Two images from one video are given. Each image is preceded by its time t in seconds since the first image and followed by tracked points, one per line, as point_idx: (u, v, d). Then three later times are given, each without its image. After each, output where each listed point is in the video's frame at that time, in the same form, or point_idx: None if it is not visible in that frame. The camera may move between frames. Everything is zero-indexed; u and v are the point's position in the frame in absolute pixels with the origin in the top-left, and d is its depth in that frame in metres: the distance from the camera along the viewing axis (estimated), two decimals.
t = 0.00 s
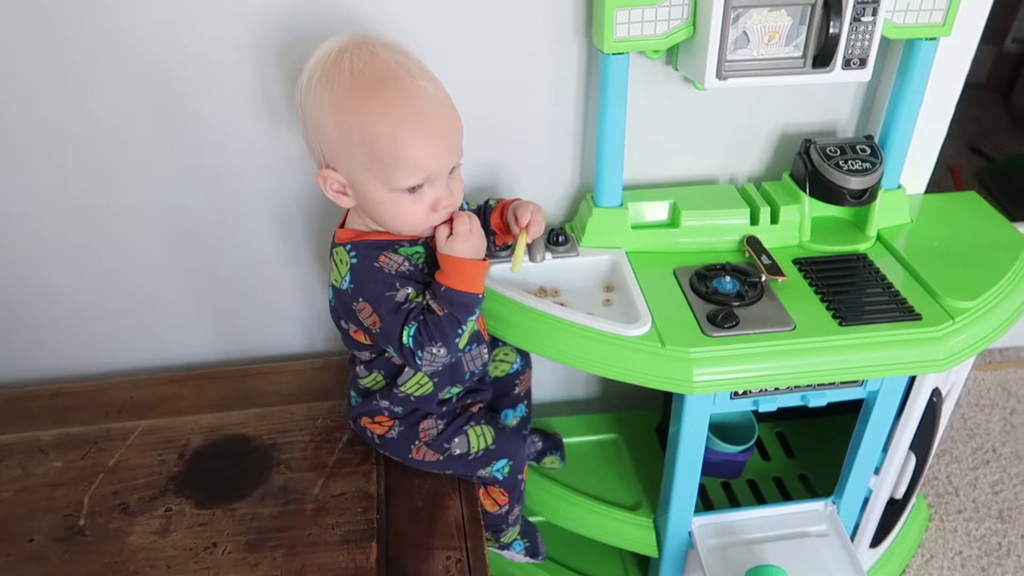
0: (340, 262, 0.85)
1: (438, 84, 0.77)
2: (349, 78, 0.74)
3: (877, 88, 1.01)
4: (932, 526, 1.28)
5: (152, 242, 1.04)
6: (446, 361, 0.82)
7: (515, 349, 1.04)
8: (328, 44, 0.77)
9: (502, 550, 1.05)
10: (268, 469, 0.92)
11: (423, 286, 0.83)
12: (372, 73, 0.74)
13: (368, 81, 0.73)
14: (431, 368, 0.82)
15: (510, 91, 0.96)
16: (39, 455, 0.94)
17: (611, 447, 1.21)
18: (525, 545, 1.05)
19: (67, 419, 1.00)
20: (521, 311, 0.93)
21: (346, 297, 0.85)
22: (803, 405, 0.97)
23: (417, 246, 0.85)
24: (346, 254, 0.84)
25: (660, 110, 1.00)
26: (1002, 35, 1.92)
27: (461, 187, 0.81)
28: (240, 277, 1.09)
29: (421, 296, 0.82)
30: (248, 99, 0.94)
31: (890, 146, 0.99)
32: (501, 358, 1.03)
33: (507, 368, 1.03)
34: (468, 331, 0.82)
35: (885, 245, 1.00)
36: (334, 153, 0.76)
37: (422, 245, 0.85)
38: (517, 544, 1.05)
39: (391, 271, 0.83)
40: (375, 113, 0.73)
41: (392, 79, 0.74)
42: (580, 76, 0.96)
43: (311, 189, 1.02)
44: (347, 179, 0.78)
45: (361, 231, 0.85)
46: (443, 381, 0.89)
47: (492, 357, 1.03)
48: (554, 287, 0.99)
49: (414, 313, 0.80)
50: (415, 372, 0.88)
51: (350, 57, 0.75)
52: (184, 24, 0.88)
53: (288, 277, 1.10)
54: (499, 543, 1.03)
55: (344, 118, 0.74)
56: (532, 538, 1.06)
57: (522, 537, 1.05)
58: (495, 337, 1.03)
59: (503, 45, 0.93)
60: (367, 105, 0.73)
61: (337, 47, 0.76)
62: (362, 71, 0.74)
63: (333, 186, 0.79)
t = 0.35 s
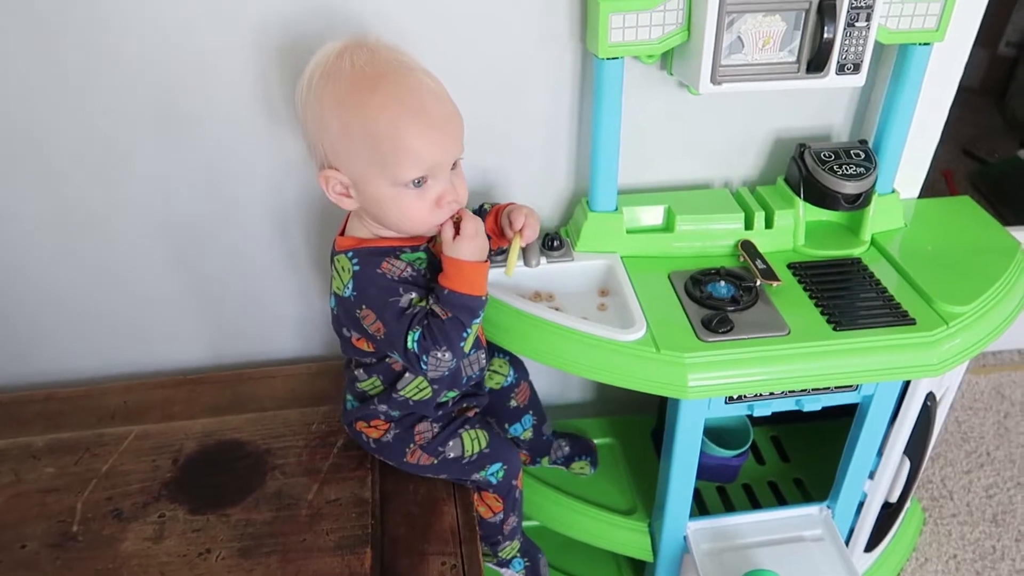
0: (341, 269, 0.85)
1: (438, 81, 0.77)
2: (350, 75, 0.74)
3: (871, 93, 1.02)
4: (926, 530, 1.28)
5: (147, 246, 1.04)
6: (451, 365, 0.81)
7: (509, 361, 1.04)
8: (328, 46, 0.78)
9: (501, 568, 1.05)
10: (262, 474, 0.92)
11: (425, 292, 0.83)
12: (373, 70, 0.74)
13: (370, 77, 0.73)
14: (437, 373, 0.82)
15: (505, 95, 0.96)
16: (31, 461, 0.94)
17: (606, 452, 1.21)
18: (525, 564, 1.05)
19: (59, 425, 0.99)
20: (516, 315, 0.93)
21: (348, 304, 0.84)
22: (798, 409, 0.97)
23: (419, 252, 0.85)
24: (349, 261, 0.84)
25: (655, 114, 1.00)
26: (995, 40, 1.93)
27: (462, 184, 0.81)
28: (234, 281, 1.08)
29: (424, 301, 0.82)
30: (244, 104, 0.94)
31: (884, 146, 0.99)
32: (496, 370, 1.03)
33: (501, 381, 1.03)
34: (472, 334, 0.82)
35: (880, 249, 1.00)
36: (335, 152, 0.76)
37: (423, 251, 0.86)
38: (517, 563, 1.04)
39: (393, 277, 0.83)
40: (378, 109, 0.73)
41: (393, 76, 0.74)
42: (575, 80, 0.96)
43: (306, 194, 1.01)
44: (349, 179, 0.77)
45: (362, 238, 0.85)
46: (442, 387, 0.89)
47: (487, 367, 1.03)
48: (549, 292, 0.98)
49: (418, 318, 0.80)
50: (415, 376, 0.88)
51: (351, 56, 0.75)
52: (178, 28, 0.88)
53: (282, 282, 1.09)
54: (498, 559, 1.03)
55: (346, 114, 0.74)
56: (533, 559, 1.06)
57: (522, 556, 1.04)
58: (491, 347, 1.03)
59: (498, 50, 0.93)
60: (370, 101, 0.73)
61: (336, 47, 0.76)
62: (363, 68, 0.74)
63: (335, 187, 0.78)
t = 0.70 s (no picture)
0: (339, 278, 0.84)
1: (442, 92, 0.77)
2: (355, 88, 0.74)
3: (864, 95, 1.02)
4: (921, 531, 1.28)
5: (141, 249, 1.03)
6: (448, 377, 0.82)
7: (507, 364, 1.04)
8: (330, 58, 0.77)
9: (495, 565, 1.05)
10: (256, 477, 0.92)
11: (425, 303, 0.83)
12: (378, 82, 0.74)
13: (375, 90, 0.73)
14: (432, 385, 0.82)
15: (499, 98, 0.96)
16: (25, 464, 0.94)
17: (601, 453, 1.21)
18: (518, 560, 1.05)
19: (53, 428, 0.99)
20: (510, 317, 0.93)
21: (345, 313, 0.85)
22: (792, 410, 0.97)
23: (417, 262, 0.85)
24: (347, 270, 0.84)
25: (649, 116, 1.00)
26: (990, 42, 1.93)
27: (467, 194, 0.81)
28: (228, 284, 1.08)
29: (423, 313, 0.82)
30: (239, 108, 0.94)
31: (877, 149, 0.99)
32: (493, 374, 1.03)
33: (498, 385, 1.03)
34: (470, 349, 0.82)
35: (873, 250, 1.01)
36: (342, 166, 0.76)
37: (422, 261, 0.86)
38: (510, 560, 1.04)
39: (393, 287, 0.83)
40: (385, 122, 0.73)
41: (398, 88, 0.74)
42: (568, 82, 0.96)
43: (300, 196, 1.01)
44: (355, 193, 0.77)
45: (360, 245, 0.84)
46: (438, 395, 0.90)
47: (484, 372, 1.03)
48: (543, 293, 0.99)
49: (418, 330, 0.80)
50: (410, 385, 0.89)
51: (356, 68, 0.75)
52: (172, 31, 0.88)
53: (276, 284, 1.09)
54: (492, 557, 1.03)
55: (353, 127, 0.73)
56: (525, 555, 1.06)
57: (515, 553, 1.04)
58: (488, 350, 1.04)
59: (492, 52, 0.93)
60: (376, 114, 0.73)
61: (339, 60, 0.76)
62: (368, 81, 0.74)
63: (340, 200, 0.78)
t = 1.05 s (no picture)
0: (336, 280, 0.84)
1: (439, 92, 0.77)
2: (353, 90, 0.74)
3: (854, 91, 1.02)
4: (914, 525, 1.29)
5: (133, 248, 1.03)
6: (441, 383, 0.82)
7: (501, 360, 1.04)
8: (327, 61, 0.77)
9: (488, 555, 1.05)
10: (250, 474, 0.92)
11: (421, 308, 0.83)
12: (376, 84, 0.74)
13: (373, 92, 0.73)
14: (425, 390, 0.82)
15: (490, 96, 0.97)
16: (17, 463, 0.94)
17: (594, 449, 1.21)
18: (511, 549, 1.05)
19: (45, 426, 0.99)
20: (503, 314, 0.93)
21: (341, 314, 0.85)
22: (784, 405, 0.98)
23: (414, 266, 0.85)
24: (344, 272, 0.84)
25: (640, 113, 1.00)
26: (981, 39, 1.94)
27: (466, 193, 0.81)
28: (221, 282, 1.08)
29: (419, 318, 0.82)
30: (232, 107, 0.94)
31: (867, 145, 1.00)
32: (487, 370, 1.03)
33: (493, 380, 1.03)
34: (464, 355, 0.82)
35: (864, 246, 1.01)
36: (341, 168, 0.76)
37: (419, 265, 0.85)
38: (502, 549, 1.04)
39: (390, 292, 0.83)
40: (384, 125, 0.73)
41: (396, 89, 0.74)
42: (560, 79, 0.97)
43: (292, 194, 1.02)
44: (355, 195, 0.77)
45: (357, 247, 0.85)
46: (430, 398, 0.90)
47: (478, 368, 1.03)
48: (535, 290, 0.99)
49: (413, 336, 0.81)
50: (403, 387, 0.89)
51: (353, 70, 0.75)
52: (163, 30, 0.88)
53: (269, 282, 1.09)
54: (485, 547, 1.03)
55: (353, 131, 0.73)
56: (518, 542, 1.06)
57: (507, 541, 1.04)
58: (480, 346, 1.03)
59: (483, 50, 0.93)
60: (375, 116, 0.73)
61: (337, 62, 0.76)
62: (366, 83, 0.74)
63: (339, 203, 0.77)
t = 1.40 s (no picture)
0: (344, 273, 0.84)
1: (450, 87, 0.77)
2: (367, 83, 0.73)
3: (851, 89, 1.02)
4: (912, 522, 1.29)
5: (131, 247, 1.03)
6: (442, 381, 0.82)
7: (502, 360, 1.04)
8: (339, 54, 0.77)
9: (482, 544, 1.05)
10: (248, 473, 0.92)
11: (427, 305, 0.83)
12: (389, 77, 0.74)
13: (387, 84, 0.73)
14: (426, 387, 0.83)
15: (488, 94, 0.97)
16: (16, 462, 0.94)
17: (593, 447, 1.21)
18: (504, 537, 1.06)
19: (44, 425, 0.99)
20: (501, 312, 0.93)
21: (347, 308, 0.84)
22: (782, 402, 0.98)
23: (422, 262, 0.85)
24: (353, 266, 0.84)
25: (638, 110, 1.00)
26: (979, 36, 1.94)
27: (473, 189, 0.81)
28: (219, 281, 1.08)
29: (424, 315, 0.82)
30: (230, 106, 0.94)
31: (865, 143, 1.00)
32: (488, 369, 1.03)
33: (492, 380, 1.03)
34: (466, 354, 0.82)
35: (862, 243, 1.01)
36: (352, 160, 0.75)
37: (427, 261, 0.86)
38: (497, 538, 1.05)
39: (397, 288, 0.83)
40: (397, 117, 0.73)
41: (409, 82, 0.74)
42: (558, 77, 0.97)
43: (290, 193, 1.02)
44: (366, 187, 0.76)
45: (367, 242, 0.84)
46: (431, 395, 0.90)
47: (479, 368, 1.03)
48: (533, 288, 0.99)
49: (418, 332, 0.81)
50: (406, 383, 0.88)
51: (367, 63, 0.75)
52: (160, 29, 0.88)
53: (267, 281, 1.10)
54: (481, 538, 1.03)
55: (366, 122, 0.73)
56: (512, 530, 1.06)
57: (502, 531, 1.05)
58: (483, 346, 1.04)
59: (481, 48, 0.93)
60: (388, 108, 0.73)
61: (349, 55, 0.76)
62: (380, 76, 0.74)
63: (349, 194, 0.77)
